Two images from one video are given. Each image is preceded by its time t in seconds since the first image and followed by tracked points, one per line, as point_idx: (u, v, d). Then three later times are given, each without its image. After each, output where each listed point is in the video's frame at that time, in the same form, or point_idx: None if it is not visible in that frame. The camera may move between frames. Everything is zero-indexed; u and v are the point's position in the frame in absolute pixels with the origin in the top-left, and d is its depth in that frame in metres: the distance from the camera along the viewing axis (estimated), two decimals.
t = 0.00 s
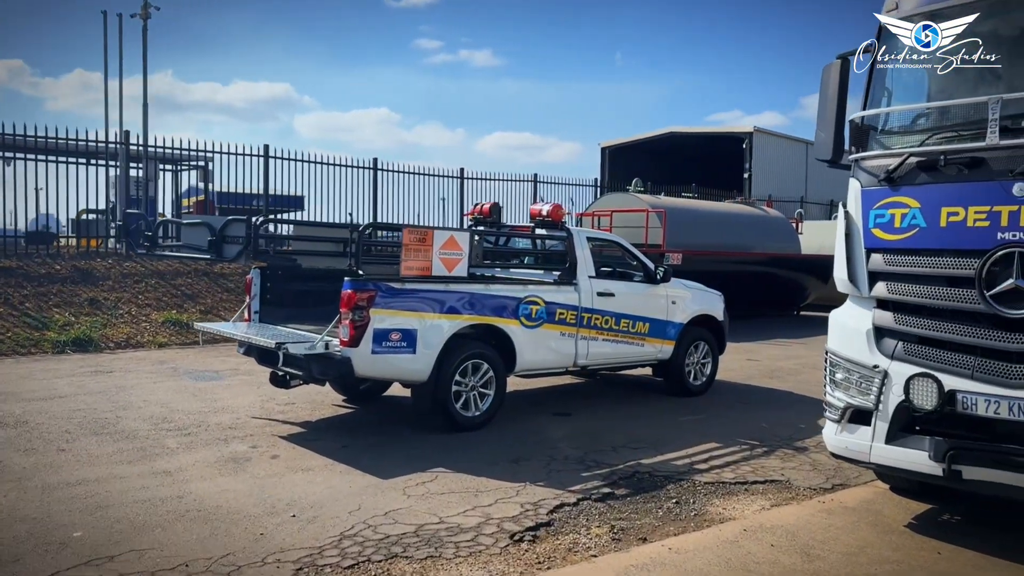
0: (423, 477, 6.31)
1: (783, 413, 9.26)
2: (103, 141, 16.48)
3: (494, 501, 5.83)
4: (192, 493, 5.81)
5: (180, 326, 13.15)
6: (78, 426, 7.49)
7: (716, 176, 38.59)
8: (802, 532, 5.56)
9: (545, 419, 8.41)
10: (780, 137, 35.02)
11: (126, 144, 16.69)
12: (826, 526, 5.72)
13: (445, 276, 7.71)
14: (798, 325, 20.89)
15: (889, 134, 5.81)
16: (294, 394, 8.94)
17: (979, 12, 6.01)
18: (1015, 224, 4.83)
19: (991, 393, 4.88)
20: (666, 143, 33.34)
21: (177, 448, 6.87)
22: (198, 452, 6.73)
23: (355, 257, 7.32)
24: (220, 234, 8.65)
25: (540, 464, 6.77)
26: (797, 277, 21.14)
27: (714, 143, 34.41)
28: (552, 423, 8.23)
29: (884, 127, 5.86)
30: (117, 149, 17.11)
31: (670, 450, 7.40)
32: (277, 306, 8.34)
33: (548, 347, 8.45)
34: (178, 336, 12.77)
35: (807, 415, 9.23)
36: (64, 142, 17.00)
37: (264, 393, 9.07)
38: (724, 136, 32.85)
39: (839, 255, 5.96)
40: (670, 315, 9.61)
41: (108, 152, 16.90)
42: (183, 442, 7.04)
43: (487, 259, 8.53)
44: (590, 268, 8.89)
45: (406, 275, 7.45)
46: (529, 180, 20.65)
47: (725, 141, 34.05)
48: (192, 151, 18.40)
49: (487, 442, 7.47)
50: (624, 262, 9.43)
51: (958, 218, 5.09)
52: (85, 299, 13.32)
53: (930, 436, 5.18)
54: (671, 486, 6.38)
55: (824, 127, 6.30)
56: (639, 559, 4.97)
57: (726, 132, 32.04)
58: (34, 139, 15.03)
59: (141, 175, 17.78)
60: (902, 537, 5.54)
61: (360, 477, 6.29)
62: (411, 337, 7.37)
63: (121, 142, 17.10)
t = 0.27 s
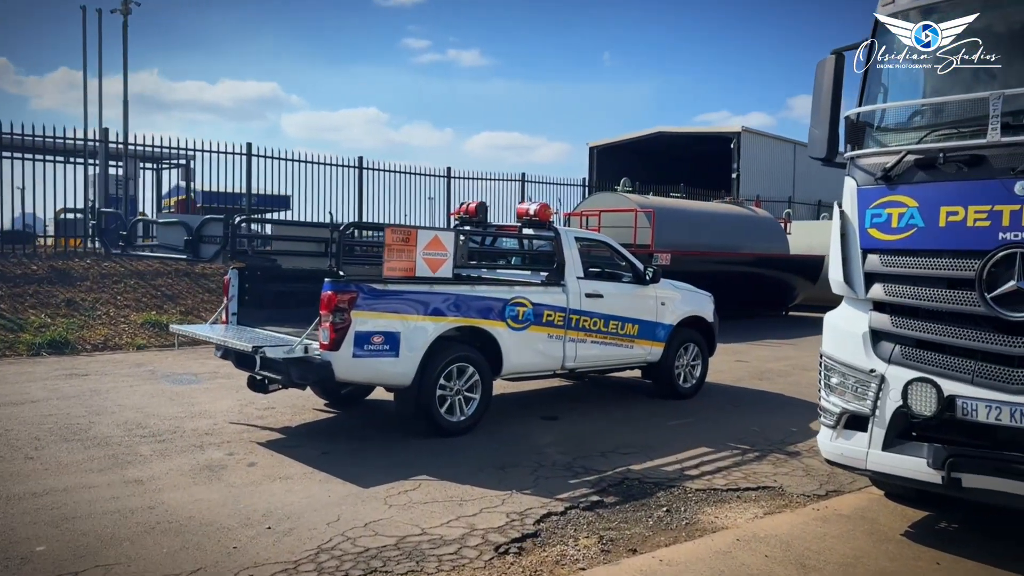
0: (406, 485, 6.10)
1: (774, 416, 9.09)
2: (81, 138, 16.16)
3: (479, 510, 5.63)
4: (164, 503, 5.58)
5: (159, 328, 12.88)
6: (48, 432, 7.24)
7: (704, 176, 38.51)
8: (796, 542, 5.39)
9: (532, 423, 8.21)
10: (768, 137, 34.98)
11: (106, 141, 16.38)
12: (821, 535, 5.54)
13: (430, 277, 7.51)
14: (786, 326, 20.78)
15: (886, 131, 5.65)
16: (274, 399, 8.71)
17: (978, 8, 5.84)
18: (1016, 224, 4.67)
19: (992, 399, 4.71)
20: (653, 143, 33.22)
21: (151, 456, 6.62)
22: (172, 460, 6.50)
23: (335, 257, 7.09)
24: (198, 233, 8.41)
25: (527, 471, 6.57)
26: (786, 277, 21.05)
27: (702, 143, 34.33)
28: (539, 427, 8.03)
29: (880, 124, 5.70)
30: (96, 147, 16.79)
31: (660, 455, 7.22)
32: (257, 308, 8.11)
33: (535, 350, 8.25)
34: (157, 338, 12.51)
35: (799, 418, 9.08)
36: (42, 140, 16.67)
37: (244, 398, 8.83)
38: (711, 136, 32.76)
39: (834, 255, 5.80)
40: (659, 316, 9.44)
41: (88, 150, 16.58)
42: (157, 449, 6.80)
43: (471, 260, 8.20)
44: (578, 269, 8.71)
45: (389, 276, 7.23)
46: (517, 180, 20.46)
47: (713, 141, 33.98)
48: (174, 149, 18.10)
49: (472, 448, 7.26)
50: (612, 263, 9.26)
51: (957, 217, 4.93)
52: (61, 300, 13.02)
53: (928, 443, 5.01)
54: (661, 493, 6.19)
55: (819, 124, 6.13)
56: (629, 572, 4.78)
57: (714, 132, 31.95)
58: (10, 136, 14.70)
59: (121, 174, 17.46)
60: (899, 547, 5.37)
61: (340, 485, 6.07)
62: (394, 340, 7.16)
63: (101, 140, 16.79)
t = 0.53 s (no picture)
0: (398, 494, 5.90)
1: (773, 419, 8.92)
2: (68, 136, 15.88)
3: (474, 520, 5.43)
4: (146, 514, 5.36)
5: (147, 329, 12.64)
6: (28, 437, 7.01)
7: (697, 176, 38.39)
8: (802, 552, 5.21)
9: (528, 427, 8.03)
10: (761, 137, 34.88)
11: (93, 139, 16.10)
12: (827, 545, 5.36)
13: (423, 278, 7.31)
14: (782, 326, 20.64)
15: (895, 128, 5.47)
16: (263, 403, 8.49)
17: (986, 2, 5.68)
18: None
19: (1005, 405, 4.54)
20: (647, 143, 33.07)
21: (134, 463, 6.40)
22: (156, 467, 6.28)
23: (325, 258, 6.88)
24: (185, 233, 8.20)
25: (522, 478, 6.37)
26: (780, 278, 20.92)
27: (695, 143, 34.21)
28: (535, 432, 7.84)
29: (888, 121, 5.53)
30: (83, 145, 16.52)
31: (659, 461, 7.04)
32: (245, 310, 7.89)
33: (531, 352, 8.06)
34: (144, 340, 12.27)
35: (799, 422, 8.90)
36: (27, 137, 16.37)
37: (232, 402, 8.61)
38: (705, 136, 32.64)
39: (841, 256, 5.63)
40: (657, 318, 9.26)
41: (74, 148, 16.31)
42: (141, 456, 6.57)
43: (466, 259, 7.96)
44: (574, 270, 8.52)
45: (380, 277, 7.03)
46: (510, 180, 20.27)
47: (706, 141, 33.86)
48: (162, 148, 17.83)
49: (466, 454, 7.06)
50: (609, 264, 9.07)
51: (969, 217, 4.76)
52: (46, 300, 12.76)
53: (939, 451, 4.84)
54: (662, 501, 6.01)
55: (824, 121, 5.95)
56: None
57: (707, 132, 31.83)
58: None
59: (109, 172, 17.19)
60: (908, 557, 5.20)
61: (330, 494, 5.86)
62: (386, 343, 6.95)
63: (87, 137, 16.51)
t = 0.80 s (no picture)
0: (400, 502, 5.71)
1: (781, 423, 8.75)
2: (62, 134, 15.66)
3: (479, 529, 5.25)
4: (139, 523, 5.17)
5: (142, 330, 12.44)
6: (19, 442, 6.81)
7: (696, 175, 38.24)
8: (819, 562, 5.03)
9: (532, 431, 7.85)
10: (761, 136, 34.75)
11: (87, 137, 15.89)
12: (844, 555, 5.19)
13: (424, 278, 7.13)
14: (783, 327, 20.49)
15: (914, 123, 5.30)
16: (260, 407, 8.30)
17: None
18: None
19: None
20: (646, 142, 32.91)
21: (128, 469, 6.20)
22: (151, 474, 6.08)
23: (325, 257, 6.69)
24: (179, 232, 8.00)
25: (528, 485, 6.19)
26: (782, 278, 20.77)
27: (694, 143, 34.07)
28: (539, 436, 7.66)
29: (907, 116, 5.35)
30: (77, 144, 16.30)
31: (667, 466, 6.86)
32: (241, 311, 7.70)
33: (535, 354, 7.88)
34: (139, 341, 12.07)
35: (806, 425, 8.73)
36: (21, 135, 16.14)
37: (229, 406, 8.41)
38: (704, 135, 32.48)
39: (858, 256, 5.45)
40: (662, 319, 9.08)
41: (69, 146, 16.09)
42: (134, 462, 6.37)
43: (468, 259, 7.82)
44: (578, 270, 8.34)
45: (381, 278, 6.84)
46: (510, 179, 20.09)
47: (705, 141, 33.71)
48: (158, 146, 17.62)
49: (469, 459, 6.88)
50: (613, 263, 8.89)
51: (995, 216, 4.59)
52: (40, 300, 12.55)
53: (963, 458, 4.66)
54: (672, 509, 5.83)
55: (839, 117, 5.78)
56: None
57: (707, 131, 31.68)
58: None
59: (104, 171, 16.97)
60: (928, 568, 5.02)
61: (329, 502, 5.67)
62: (387, 345, 6.77)
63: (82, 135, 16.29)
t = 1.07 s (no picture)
0: (407, 508, 5.54)
1: (794, 426, 8.57)
2: (64, 132, 15.51)
3: (489, 537, 5.07)
4: (139, 530, 5.00)
5: (144, 330, 12.29)
6: (17, 444, 6.65)
7: (700, 175, 38.05)
8: (843, 572, 4.85)
9: (541, 434, 7.67)
10: (766, 136, 34.57)
11: (89, 136, 15.73)
12: (868, 564, 5.00)
13: (431, 278, 6.96)
14: (790, 328, 20.30)
15: (941, 116, 5.12)
16: (263, 409, 8.13)
17: None
18: None
19: None
20: (650, 142, 32.74)
21: (127, 473, 6.03)
22: (151, 479, 5.91)
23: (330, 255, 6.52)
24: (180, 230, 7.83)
25: (538, 490, 6.01)
26: (789, 278, 20.58)
27: (699, 143, 33.89)
28: (548, 439, 7.48)
29: (933, 110, 5.17)
30: (79, 142, 16.14)
31: (681, 471, 6.68)
32: (243, 311, 7.53)
33: (544, 355, 7.70)
34: (140, 341, 11.92)
35: (821, 428, 8.55)
36: (22, 134, 15.98)
37: (231, 408, 8.25)
38: (709, 135, 32.30)
39: (883, 254, 5.28)
40: (672, 319, 8.89)
41: (70, 144, 15.94)
42: (134, 466, 6.20)
43: (475, 258, 7.68)
44: (588, 269, 8.15)
45: (387, 277, 6.67)
46: (514, 178, 19.91)
47: (710, 141, 33.54)
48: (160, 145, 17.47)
49: (477, 463, 6.71)
50: (622, 263, 8.71)
51: None
52: (40, 300, 12.39)
53: (993, 464, 4.48)
54: (688, 515, 5.65)
55: (862, 111, 5.60)
56: None
57: (711, 131, 31.50)
58: None
59: (106, 170, 16.82)
60: None
61: (334, 508, 5.50)
62: (393, 346, 6.60)
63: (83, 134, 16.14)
